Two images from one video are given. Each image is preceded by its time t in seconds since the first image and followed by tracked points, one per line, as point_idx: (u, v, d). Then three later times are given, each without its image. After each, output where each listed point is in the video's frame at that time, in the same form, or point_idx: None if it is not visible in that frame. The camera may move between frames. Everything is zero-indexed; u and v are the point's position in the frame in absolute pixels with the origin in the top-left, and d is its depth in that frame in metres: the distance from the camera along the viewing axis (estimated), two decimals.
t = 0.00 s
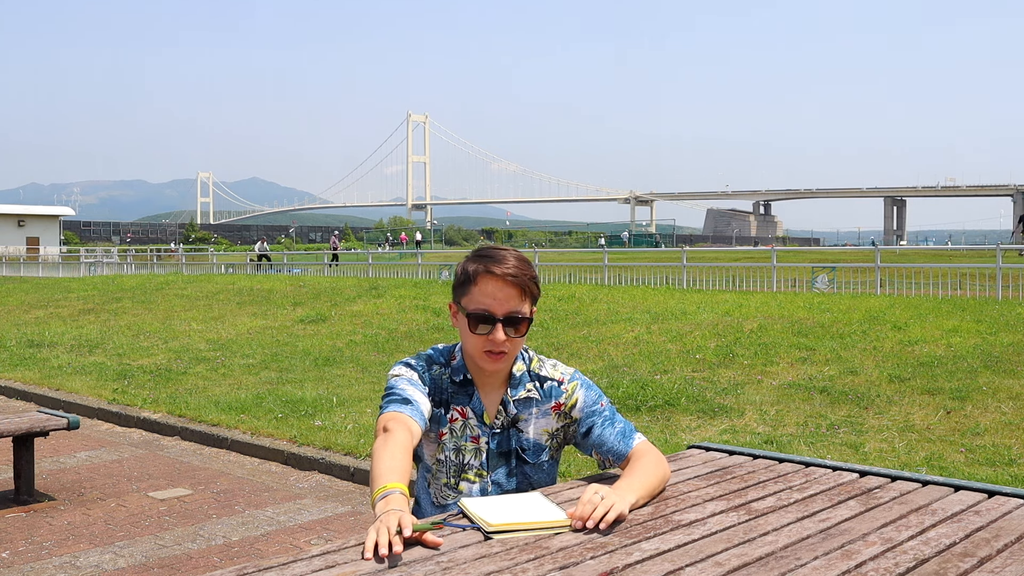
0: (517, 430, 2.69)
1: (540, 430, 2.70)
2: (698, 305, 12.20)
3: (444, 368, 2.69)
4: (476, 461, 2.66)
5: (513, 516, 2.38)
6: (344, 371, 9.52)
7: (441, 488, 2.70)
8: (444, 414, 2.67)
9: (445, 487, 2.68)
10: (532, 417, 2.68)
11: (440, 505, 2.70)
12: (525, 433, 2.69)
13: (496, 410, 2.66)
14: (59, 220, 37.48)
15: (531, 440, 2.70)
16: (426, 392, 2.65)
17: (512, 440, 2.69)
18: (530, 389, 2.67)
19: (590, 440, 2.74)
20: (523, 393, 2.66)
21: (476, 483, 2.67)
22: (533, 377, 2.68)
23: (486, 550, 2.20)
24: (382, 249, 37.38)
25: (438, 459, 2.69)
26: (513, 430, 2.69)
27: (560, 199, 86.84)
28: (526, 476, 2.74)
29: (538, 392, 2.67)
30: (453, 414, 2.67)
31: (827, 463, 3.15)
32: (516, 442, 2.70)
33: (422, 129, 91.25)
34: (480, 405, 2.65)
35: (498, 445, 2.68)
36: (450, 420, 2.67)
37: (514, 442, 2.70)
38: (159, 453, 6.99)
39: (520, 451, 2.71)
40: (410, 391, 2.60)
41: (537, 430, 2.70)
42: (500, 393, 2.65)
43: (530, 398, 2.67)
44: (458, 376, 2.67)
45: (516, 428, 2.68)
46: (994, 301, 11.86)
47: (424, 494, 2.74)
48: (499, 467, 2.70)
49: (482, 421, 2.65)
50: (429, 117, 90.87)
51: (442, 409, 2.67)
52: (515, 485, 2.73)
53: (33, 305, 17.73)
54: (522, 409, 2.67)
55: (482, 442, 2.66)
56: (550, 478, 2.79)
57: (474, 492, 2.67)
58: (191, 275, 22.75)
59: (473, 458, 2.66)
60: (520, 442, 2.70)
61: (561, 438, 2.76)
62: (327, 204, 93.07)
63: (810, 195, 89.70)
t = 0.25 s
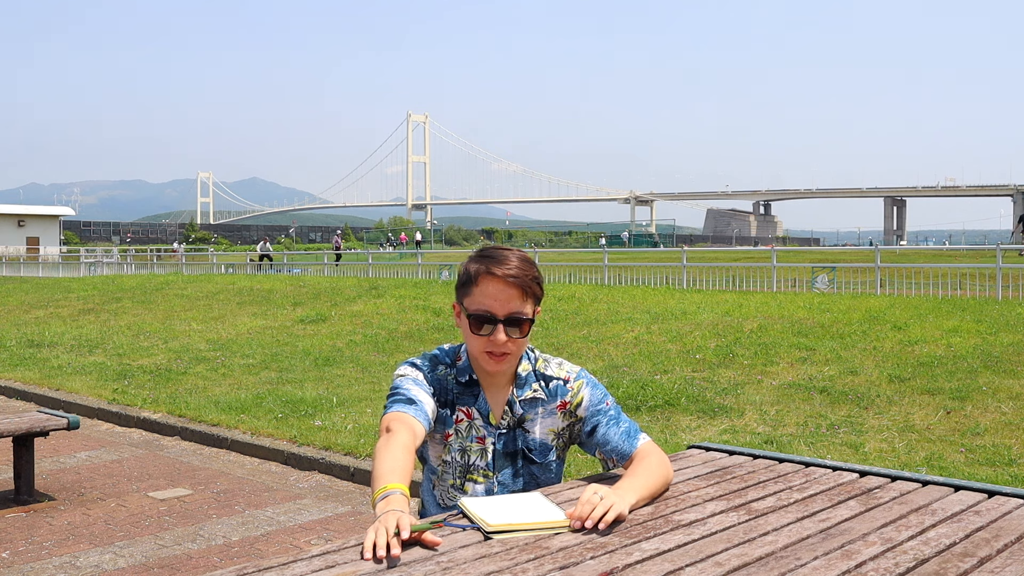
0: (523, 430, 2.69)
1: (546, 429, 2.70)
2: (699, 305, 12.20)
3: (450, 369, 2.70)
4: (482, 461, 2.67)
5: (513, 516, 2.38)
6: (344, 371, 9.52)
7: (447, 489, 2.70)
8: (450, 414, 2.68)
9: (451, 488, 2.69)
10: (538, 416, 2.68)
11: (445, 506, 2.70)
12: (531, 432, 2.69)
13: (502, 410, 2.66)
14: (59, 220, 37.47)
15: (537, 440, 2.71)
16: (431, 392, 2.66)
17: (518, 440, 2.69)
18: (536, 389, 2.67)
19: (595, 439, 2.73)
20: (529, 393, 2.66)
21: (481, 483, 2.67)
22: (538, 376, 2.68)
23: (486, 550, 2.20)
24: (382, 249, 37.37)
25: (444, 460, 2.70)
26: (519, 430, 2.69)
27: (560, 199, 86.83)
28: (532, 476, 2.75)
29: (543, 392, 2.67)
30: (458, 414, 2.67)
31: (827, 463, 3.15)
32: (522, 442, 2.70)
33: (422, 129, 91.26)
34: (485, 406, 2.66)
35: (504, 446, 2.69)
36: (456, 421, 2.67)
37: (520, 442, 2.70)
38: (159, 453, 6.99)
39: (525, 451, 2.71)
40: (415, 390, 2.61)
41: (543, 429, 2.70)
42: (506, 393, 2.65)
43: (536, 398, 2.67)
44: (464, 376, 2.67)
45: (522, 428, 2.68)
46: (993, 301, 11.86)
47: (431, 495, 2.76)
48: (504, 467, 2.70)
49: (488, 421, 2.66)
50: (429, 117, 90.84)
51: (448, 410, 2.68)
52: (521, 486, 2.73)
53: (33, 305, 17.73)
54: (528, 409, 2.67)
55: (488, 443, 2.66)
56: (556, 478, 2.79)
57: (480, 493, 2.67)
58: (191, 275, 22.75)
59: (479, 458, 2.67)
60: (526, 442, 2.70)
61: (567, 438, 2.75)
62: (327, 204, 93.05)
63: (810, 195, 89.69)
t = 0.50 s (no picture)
0: (526, 431, 2.69)
1: (549, 430, 2.70)
2: (698, 305, 12.20)
3: (453, 370, 2.69)
4: (485, 463, 2.67)
5: (513, 517, 2.38)
6: (344, 371, 9.52)
7: (450, 491, 2.71)
8: (453, 416, 2.67)
9: (454, 490, 2.70)
10: (541, 417, 2.68)
11: (449, 507, 2.71)
12: (535, 433, 2.69)
13: (506, 411, 2.65)
14: (59, 220, 37.48)
15: (540, 441, 2.70)
16: (434, 393, 2.65)
17: (522, 440, 2.69)
18: (540, 389, 2.67)
19: (598, 438, 2.73)
20: (532, 394, 2.66)
21: (485, 485, 2.68)
22: (541, 377, 2.68)
23: (486, 550, 2.20)
24: (382, 249, 37.37)
25: (447, 462, 2.69)
26: (523, 431, 2.69)
27: (560, 199, 86.84)
28: (535, 477, 2.75)
29: (547, 392, 2.67)
30: (462, 416, 2.67)
31: (827, 463, 3.15)
32: (526, 443, 2.70)
33: (422, 129, 91.23)
34: (489, 407, 2.65)
35: (508, 447, 2.68)
36: (459, 423, 2.67)
37: (524, 443, 2.70)
38: (159, 453, 6.99)
39: (529, 452, 2.71)
40: (418, 392, 2.60)
41: (547, 429, 2.69)
42: (510, 394, 2.65)
43: (540, 399, 2.67)
44: (467, 377, 2.67)
45: (526, 428, 2.68)
46: (994, 301, 11.86)
47: (434, 497, 2.76)
48: (508, 469, 2.70)
49: (492, 423, 2.65)
50: (429, 117, 90.89)
51: (452, 412, 2.68)
52: (524, 487, 2.74)
53: (33, 305, 17.73)
54: (532, 410, 2.67)
55: (491, 444, 2.66)
56: (559, 478, 2.79)
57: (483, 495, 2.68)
58: (191, 275, 22.75)
59: (483, 460, 2.67)
60: (530, 443, 2.70)
61: (570, 437, 2.75)
62: (327, 204, 93.05)
63: (810, 195, 89.69)
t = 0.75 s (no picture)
0: (526, 431, 2.69)
1: (550, 429, 2.70)
2: (698, 305, 12.20)
3: (454, 371, 2.69)
4: (485, 463, 2.67)
5: (513, 516, 2.38)
6: (344, 371, 9.52)
7: (449, 491, 2.71)
8: (453, 416, 2.68)
9: (453, 490, 2.70)
10: (541, 416, 2.68)
11: (447, 507, 2.71)
12: (535, 433, 2.69)
13: (506, 411, 2.65)
14: (59, 220, 37.47)
15: (540, 441, 2.70)
16: (434, 393, 2.65)
17: (522, 440, 2.70)
18: (540, 389, 2.67)
19: (598, 438, 2.73)
20: (533, 394, 2.66)
21: (484, 485, 2.68)
22: (542, 377, 2.68)
23: (486, 550, 2.20)
24: (382, 249, 37.37)
25: (447, 462, 2.70)
26: (523, 431, 2.69)
27: (560, 199, 86.85)
28: (535, 477, 2.75)
29: (547, 392, 2.67)
30: (462, 416, 2.67)
31: (827, 463, 3.15)
32: (526, 443, 2.70)
33: (422, 128, 91.22)
34: (489, 407, 2.65)
35: (507, 447, 2.68)
36: (459, 423, 2.67)
37: (524, 442, 2.70)
38: (159, 453, 6.99)
39: (529, 452, 2.71)
40: (418, 392, 2.60)
41: (547, 429, 2.70)
42: (511, 394, 2.65)
43: (540, 399, 2.67)
44: (468, 378, 2.67)
45: (526, 428, 2.68)
46: (994, 301, 11.86)
47: (433, 497, 2.76)
48: (507, 469, 2.70)
49: (492, 423, 2.65)
50: (429, 116, 90.91)
51: (451, 412, 2.68)
52: (523, 486, 2.74)
53: (33, 305, 17.72)
54: (532, 410, 2.67)
55: (491, 444, 2.66)
56: (559, 478, 2.79)
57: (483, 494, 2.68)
58: (191, 275, 22.75)
59: (482, 460, 2.67)
60: (530, 443, 2.70)
61: (570, 437, 2.75)
62: (327, 204, 93.04)
63: (810, 194, 89.70)
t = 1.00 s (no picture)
0: (526, 430, 2.69)
1: (549, 429, 2.70)
2: (698, 305, 12.20)
3: (452, 369, 2.69)
4: (483, 462, 2.67)
5: (512, 516, 2.39)
6: (344, 371, 9.52)
7: (448, 490, 2.71)
8: (452, 415, 2.68)
9: (453, 489, 2.70)
10: (541, 416, 2.68)
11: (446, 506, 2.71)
12: (535, 432, 2.69)
13: (505, 411, 2.65)
14: (59, 220, 37.48)
15: (539, 440, 2.70)
16: (432, 392, 2.65)
17: (521, 440, 2.70)
18: (539, 388, 2.66)
19: (598, 438, 2.74)
20: (532, 393, 2.66)
21: (483, 484, 2.68)
22: (541, 376, 2.68)
23: (486, 550, 2.20)
24: (382, 249, 37.38)
25: (445, 461, 2.70)
26: (522, 430, 2.69)
27: (560, 199, 86.85)
28: (533, 476, 2.76)
29: (547, 391, 2.67)
30: (460, 415, 2.67)
31: (827, 463, 3.15)
32: (525, 442, 2.70)
33: (422, 128, 91.22)
34: (488, 406, 2.65)
35: (506, 446, 2.68)
36: (458, 422, 2.67)
37: (523, 442, 2.70)
38: (159, 453, 6.99)
39: (527, 451, 2.71)
40: (416, 390, 2.60)
41: (546, 429, 2.69)
42: (510, 393, 2.65)
43: (539, 398, 2.66)
44: (466, 376, 2.66)
45: (525, 427, 2.68)
46: (994, 301, 11.85)
47: (432, 495, 2.77)
48: (506, 468, 2.71)
49: (491, 422, 2.65)
50: (429, 116, 90.96)
51: (450, 411, 2.68)
52: (522, 486, 2.74)
53: (33, 305, 17.72)
54: (531, 409, 2.66)
55: (490, 444, 2.66)
56: (558, 477, 2.79)
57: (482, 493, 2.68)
58: (191, 275, 22.75)
59: (481, 459, 2.67)
60: (529, 442, 2.70)
61: (570, 437, 2.75)
62: (327, 204, 93.04)
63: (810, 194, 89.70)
